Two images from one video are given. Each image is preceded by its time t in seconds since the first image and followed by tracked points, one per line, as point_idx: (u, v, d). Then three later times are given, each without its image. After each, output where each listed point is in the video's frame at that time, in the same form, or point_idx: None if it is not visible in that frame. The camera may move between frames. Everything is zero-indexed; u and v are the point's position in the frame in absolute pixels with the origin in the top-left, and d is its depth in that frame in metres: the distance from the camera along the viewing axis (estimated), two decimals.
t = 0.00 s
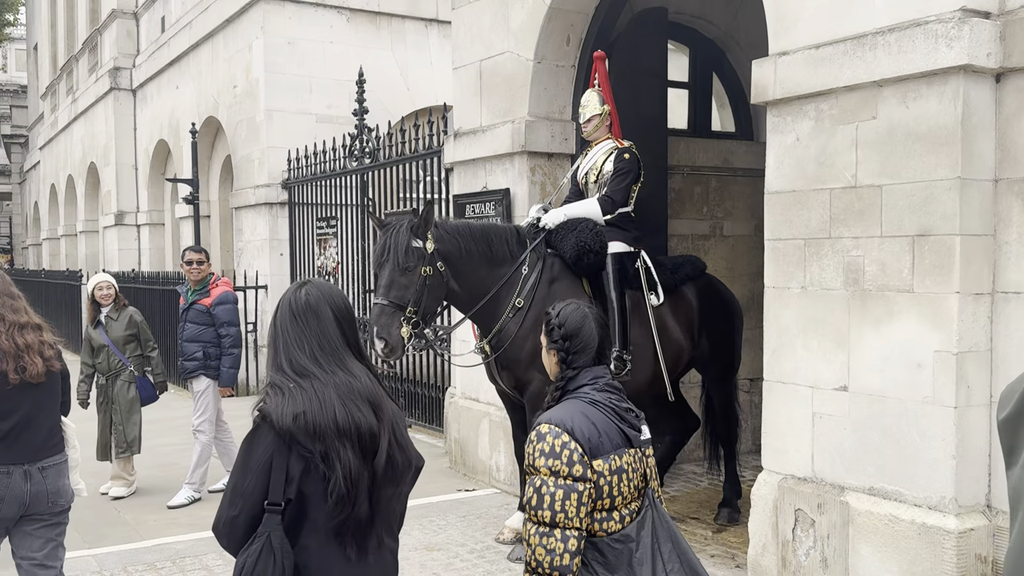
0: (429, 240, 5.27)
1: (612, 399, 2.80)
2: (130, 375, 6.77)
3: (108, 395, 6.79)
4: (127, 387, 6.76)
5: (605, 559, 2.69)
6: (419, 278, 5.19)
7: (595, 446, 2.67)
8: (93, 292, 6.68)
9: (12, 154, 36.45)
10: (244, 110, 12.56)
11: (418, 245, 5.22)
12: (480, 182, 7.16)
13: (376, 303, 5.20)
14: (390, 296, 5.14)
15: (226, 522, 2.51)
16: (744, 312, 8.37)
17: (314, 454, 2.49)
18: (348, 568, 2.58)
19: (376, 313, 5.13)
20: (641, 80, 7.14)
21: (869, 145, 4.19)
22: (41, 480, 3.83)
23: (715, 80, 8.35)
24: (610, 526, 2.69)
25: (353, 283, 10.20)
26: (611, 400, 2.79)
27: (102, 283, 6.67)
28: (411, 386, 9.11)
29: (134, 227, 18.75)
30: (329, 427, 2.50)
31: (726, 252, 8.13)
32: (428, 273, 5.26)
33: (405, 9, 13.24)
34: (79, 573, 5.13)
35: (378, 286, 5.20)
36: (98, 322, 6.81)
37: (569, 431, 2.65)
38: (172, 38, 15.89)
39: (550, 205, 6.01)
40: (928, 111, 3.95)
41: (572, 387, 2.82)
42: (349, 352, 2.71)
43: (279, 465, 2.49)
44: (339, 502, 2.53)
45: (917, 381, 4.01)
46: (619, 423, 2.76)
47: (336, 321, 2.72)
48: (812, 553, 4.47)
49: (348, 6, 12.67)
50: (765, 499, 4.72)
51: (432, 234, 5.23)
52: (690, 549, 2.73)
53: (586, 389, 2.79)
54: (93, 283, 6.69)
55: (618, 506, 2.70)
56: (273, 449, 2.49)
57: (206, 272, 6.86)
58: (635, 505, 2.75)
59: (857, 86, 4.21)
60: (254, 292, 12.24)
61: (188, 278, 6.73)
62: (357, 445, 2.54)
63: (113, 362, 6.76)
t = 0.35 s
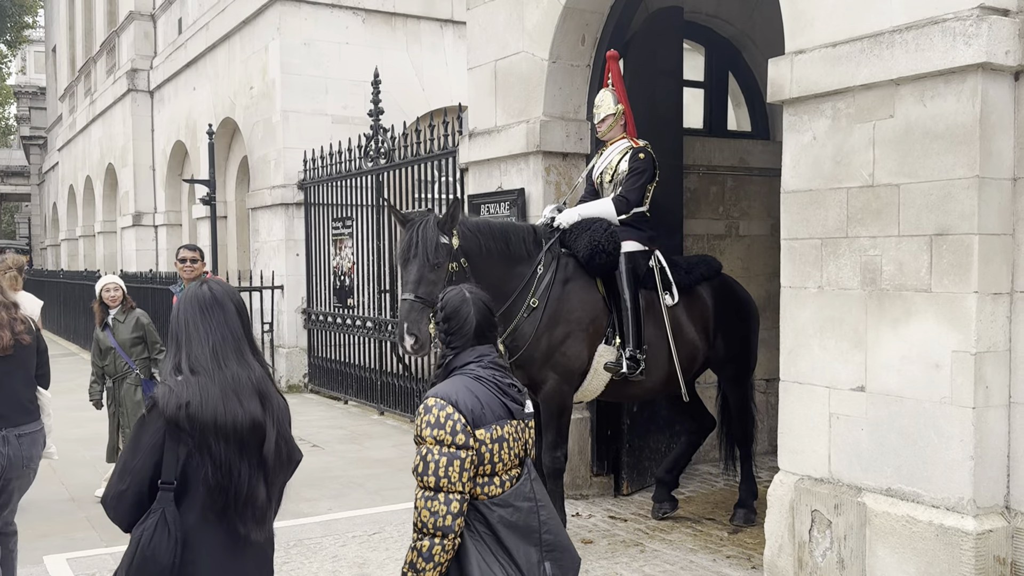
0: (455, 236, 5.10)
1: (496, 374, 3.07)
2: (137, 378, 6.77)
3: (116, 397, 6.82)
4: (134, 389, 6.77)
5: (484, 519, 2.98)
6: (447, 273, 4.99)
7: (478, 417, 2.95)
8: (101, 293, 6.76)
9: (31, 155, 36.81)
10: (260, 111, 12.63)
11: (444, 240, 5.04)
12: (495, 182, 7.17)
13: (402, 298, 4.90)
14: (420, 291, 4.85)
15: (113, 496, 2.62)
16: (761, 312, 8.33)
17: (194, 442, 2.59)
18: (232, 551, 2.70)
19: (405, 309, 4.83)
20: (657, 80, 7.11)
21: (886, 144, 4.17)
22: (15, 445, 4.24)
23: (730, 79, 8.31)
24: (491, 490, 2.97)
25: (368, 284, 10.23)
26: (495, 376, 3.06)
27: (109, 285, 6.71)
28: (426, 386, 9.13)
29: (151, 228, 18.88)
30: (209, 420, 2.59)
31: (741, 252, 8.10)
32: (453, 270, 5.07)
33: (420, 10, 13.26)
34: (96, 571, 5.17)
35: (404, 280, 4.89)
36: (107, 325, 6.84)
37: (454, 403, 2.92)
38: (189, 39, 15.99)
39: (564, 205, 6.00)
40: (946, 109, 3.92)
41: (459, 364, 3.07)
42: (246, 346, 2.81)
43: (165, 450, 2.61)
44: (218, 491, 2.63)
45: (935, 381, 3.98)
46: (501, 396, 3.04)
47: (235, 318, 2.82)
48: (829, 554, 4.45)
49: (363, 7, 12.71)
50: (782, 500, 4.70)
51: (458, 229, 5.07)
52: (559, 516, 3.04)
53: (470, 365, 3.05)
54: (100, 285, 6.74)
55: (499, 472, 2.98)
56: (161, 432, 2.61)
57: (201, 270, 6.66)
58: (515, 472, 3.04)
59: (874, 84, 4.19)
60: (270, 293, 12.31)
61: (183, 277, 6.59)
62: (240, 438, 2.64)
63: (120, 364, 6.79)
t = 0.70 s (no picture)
0: (479, 237, 5.09)
1: (385, 373, 3.30)
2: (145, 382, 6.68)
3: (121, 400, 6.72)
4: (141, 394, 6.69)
5: (368, 507, 3.21)
6: (473, 274, 5.00)
7: (362, 413, 3.19)
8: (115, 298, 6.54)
9: (49, 156, 37.13)
10: (277, 112, 12.68)
11: (469, 241, 5.03)
12: (511, 182, 7.18)
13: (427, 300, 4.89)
14: (448, 293, 4.85)
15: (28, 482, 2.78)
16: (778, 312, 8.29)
17: (102, 432, 2.72)
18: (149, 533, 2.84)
19: (433, 311, 4.83)
20: (674, 79, 7.09)
21: (905, 142, 4.14)
22: (14, 430, 4.30)
23: (747, 78, 8.27)
24: (374, 480, 3.20)
25: (384, 284, 10.25)
26: (384, 373, 3.29)
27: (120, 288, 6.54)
28: (441, 386, 9.14)
29: (169, 228, 18.99)
30: (119, 413, 2.72)
31: (758, 251, 8.06)
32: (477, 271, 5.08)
33: (436, 10, 13.27)
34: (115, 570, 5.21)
35: (431, 283, 4.88)
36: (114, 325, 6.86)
37: (338, 400, 3.16)
38: (206, 40, 16.07)
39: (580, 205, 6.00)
40: (966, 107, 3.89)
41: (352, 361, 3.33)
42: (160, 344, 2.96)
43: (75, 440, 2.76)
44: (132, 477, 2.77)
45: (955, 381, 3.95)
46: (388, 395, 3.27)
47: (151, 317, 2.98)
48: (848, 555, 4.42)
49: (379, 8, 12.74)
50: (800, 501, 4.67)
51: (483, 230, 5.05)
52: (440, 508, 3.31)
53: (361, 363, 3.30)
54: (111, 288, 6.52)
55: (384, 464, 3.21)
56: (68, 424, 2.76)
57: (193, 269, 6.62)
58: (402, 464, 3.27)
59: (893, 82, 4.16)
60: (286, 293, 12.36)
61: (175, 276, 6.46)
62: (152, 428, 2.77)
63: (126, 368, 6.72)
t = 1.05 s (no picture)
0: (496, 237, 5.09)
1: (303, 366, 3.42)
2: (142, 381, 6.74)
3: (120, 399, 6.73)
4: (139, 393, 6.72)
5: (288, 490, 3.27)
6: (491, 274, 5.01)
7: (278, 403, 3.29)
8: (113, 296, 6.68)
9: (66, 157, 37.42)
10: (292, 113, 12.74)
11: (487, 242, 5.04)
12: (524, 182, 7.18)
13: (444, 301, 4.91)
14: (466, 294, 4.87)
15: None
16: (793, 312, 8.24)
17: (6, 400, 2.97)
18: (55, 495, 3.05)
19: (451, 312, 4.85)
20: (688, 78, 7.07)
21: (922, 141, 4.11)
22: None
23: (762, 77, 8.24)
24: (293, 464, 3.27)
25: (398, 284, 10.28)
26: (302, 367, 3.42)
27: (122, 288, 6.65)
28: (455, 386, 9.15)
29: (184, 228, 19.09)
30: (28, 380, 2.98)
31: (774, 251, 8.03)
32: (495, 271, 5.08)
33: (450, 10, 13.28)
34: (131, 567, 5.24)
35: (448, 283, 4.90)
36: (115, 326, 6.86)
37: (255, 392, 3.28)
38: (221, 41, 16.15)
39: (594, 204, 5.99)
40: (983, 106, 3.86)
41: (275, 357, 3.47)
42: (76, 320, 3.20)
43: None
44: (36, 443, 2.99)
45: (972, 381, 3.92)
46: (305, 384, 3.37)
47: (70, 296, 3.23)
48: (864, 556, 4.40)
49: (393, 9, 12.77)
50: (815, 502, 4.64)
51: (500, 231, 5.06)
52: (363, 488, 3.33)
53: (282, 358, 3.44)
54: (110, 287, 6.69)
55: (301, 449, 3.28)
56: None
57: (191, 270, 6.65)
58: (322, 450, 3.32)
59: (909, 80, 4.13)
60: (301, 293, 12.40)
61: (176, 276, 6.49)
62: (52, 398, 3.01)
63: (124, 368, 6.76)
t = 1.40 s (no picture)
0: (508, 239, 5.11)
1: (246, 346, 3.67)
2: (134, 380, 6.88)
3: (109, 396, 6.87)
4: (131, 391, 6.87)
5: (228, 459, 3.49)
6: (503, 276, 5.02)
7: (221, 377, 3.53)
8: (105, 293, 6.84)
9: (80, 158, 37.68)
10: (304, 113, 12.78)
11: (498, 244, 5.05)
12: (536, 182, 7.18)
13: (456, 302, 4.92)
14: (478, 295, 4.88)
15: None
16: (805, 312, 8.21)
17: None
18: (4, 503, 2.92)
19: (462, 314, 4.86)
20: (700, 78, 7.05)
21: (935, 140, 4.09)
22: None
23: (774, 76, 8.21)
24: (233, 435, 3.49)
25: (410, 284, 10.30)
26: (246, 347, 3.67)
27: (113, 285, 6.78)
28: (467, 386, 9.16)
29: (198, 228, 19.18)
30: None
31: (786, 251, 8.00)
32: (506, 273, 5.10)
33: (461, 11, 13.30)
34: (143, 566, 5.27)
35: (460, 285, 4.91)
36: (103, 325, 6.96)
37: (200, 366, 3.52)
38: (235, 42, 16.21)
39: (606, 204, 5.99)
40: (997, 105, 3.84)
41: (221, 338, 3.73)
42: (41, 328, 3.05)
43: None
44: None
45: (986, 382, 3.90)
46: (246, 362, 3.61)
47: (38, 299, 3.07)
48: (876, 557, 4.38)
49: (405, 9, 12.80)
50: (828, 502, 4.63)
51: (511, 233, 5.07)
52: (297, 458, 3.57)
53: (227, 339, 3.69)
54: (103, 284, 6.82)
55: (241, 421, 3.51)
56: None
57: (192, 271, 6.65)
58: (259, 423, 3.55)
59: (922, 80, 4.12)
60: (313, 292, 12.45)
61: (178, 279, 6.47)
62: (6, 402, 2.87)
63: (117, 366, 6.87)
